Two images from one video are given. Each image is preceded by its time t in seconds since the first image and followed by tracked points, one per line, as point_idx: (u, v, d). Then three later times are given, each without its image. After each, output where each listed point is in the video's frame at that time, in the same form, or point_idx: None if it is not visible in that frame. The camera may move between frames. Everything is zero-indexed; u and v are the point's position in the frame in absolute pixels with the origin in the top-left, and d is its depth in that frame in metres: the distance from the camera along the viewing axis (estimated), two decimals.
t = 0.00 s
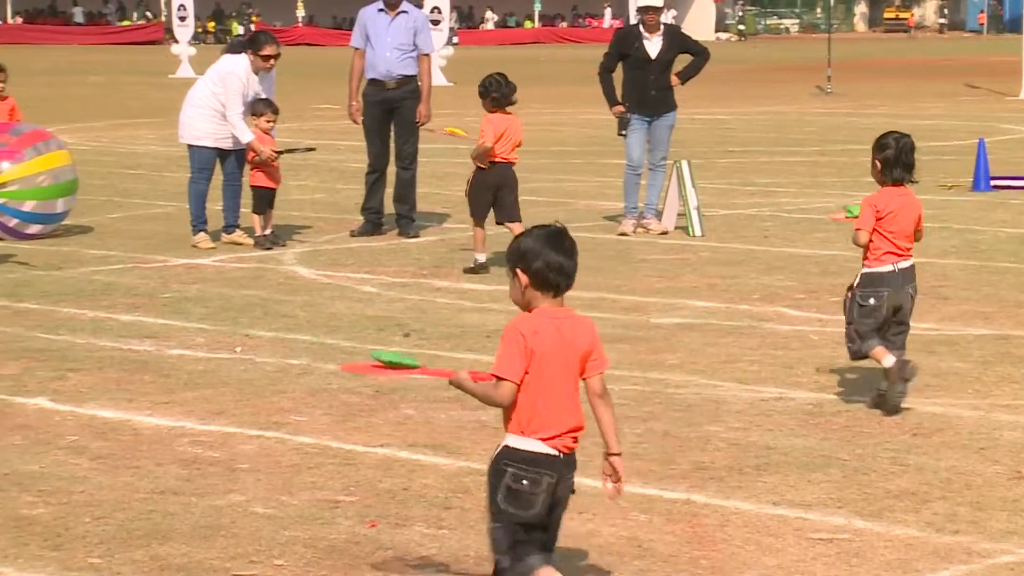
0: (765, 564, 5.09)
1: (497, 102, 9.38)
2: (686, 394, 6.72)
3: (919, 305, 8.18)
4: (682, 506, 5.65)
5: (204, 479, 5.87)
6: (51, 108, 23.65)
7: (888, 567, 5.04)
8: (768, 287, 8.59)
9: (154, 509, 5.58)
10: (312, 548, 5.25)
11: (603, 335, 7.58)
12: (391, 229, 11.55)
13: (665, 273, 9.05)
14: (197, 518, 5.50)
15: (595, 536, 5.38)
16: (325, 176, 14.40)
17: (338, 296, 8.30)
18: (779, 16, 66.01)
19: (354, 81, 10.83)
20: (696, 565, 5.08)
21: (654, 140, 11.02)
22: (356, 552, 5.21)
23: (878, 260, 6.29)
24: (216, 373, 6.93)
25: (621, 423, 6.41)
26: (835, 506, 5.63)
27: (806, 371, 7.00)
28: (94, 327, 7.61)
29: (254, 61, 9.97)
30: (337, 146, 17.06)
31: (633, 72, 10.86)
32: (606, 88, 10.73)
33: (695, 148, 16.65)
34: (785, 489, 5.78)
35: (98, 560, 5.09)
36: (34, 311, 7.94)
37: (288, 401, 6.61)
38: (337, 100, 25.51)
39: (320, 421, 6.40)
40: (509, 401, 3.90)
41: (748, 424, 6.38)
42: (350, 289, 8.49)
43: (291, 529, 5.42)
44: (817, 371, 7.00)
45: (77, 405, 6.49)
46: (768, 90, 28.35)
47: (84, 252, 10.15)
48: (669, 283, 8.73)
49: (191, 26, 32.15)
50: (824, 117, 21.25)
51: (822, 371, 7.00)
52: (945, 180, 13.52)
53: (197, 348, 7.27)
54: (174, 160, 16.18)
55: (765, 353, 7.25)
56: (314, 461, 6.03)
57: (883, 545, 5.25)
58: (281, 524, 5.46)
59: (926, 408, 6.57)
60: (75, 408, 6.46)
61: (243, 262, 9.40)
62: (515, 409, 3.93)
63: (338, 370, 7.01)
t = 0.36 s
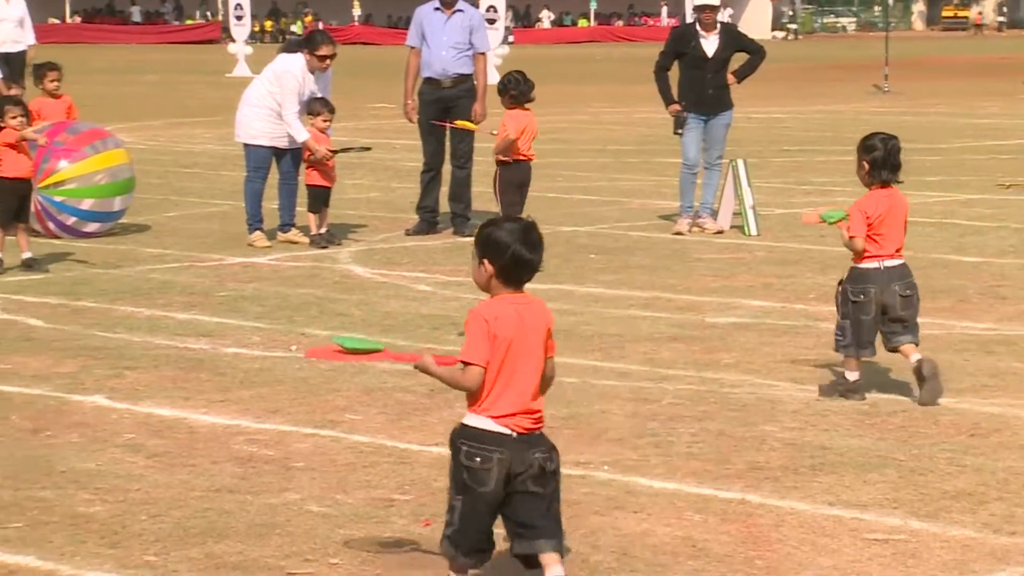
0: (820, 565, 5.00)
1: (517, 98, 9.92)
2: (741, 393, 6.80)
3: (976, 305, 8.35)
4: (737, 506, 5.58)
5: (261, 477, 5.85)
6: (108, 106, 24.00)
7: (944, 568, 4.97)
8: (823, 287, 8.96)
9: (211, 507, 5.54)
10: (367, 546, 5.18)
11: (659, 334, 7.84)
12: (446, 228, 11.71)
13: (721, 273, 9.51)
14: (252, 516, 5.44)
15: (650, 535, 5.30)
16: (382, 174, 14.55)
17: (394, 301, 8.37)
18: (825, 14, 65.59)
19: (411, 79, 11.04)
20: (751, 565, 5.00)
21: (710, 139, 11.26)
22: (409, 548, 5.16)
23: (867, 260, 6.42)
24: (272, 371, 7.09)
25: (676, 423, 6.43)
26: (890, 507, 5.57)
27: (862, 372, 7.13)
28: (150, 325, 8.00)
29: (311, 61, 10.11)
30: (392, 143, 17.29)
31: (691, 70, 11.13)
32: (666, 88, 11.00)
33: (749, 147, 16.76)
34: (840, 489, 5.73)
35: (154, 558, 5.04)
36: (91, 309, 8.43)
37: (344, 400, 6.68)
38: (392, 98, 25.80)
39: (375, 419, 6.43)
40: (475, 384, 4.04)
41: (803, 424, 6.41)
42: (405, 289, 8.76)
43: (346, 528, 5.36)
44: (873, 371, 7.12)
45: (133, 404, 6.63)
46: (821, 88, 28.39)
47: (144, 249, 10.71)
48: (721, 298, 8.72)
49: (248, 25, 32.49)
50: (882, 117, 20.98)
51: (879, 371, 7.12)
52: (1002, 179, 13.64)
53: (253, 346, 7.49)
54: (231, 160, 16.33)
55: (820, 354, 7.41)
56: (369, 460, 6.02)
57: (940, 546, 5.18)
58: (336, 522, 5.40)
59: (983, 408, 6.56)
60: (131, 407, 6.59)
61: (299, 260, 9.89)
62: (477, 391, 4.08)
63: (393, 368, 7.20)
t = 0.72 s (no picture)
0: (851, 565, 4.93)
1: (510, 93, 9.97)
2: (772, 394, 6.86)
3: (1007, 305, 8.48)
4: (767, 506, 5.50)
5: (291, 476, 5.80)
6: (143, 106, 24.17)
7: (976, 569, 4.90)
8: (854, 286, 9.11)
9: (242, 505, 5.42)
10: (397, 544, 5.05)
11: (690, 335, 7.97)
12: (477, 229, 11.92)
13: (752, 272, 9.66)
14: (284, 516, 5.32)
15: (680, 536, 5.20)
16: (413, 174, 14.66)
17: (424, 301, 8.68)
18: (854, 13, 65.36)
19: (443, 79, 11.38)
20: (782, 565, 4.91)
21: (741, 140, 11.37)
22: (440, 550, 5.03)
23: (841, 254, 6.60)
24: (303, 371, 7.22)
25: (706, 423, 6.45)
26: (922, 507, 5.51)
27: (893, 370, 7.20)
28: (183, 325, 8.21)
29: (343, 62, 10.19)
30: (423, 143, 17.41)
31: (723, 71, 11.21)
32: (700, 89, 11.08)
33: (778, 147, 16.83)
34: (871, 489, 5.68)
35: (186, 556, 4.89)
36: (124, 308, 8.71)
37: (376, 399, 6.74)
38: (424, 98, 25.97)
39: (405, 419, 6.46)
40: (427, 359, 4.24)
41: (834, 424, 6.43)
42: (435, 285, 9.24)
43: (378, 526, 5.24)
44: (904, 370, 7.19)
45: (165, 404, 6.67)
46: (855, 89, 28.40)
47: (176, 249, 10.82)
48: (752, 300, 8.81)
49: (281, 26, 32.70)
50: (915, 117, 21.01)
51: (910, 371, 7.18)
52: None
53: (283, 345, 7.72)
54: (263, 160, 16.45)
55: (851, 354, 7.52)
56: (401, 460, 5.98)
57: (972, 546, 5.11)
58: (368, 521, 5.29)
59: (1016, 409, 6.57)
60: (164, 406, 6.65)
61: (330, 260, 10.23)
62: (434, 365, 4.29)
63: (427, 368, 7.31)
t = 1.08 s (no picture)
0: (886, 566, 4.90)
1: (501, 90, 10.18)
2: (807, 395, 6.84)
3: None
4: (802, 506, 5.48)
5: (324, 474, 5.81)
6: (178, 105, 24.29)
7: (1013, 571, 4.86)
8: (889, 286, 9.07)
9: (275, 505, 5.42)
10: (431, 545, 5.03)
11: (724, 335, 7.95)
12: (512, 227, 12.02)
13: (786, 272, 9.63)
14: (317, 515, 5.33)
15: (714, 536, 5.18)
16: (445, 173, 14.69)
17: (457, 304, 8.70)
18: (887, 11, 65.00)
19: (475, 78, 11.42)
20: (816, 566, 4.89)
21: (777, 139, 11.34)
22: (474, 551, 5.00)
23: (817, 246, 6.81)
24: (336, 371, 7.24)
25: (740, 423, 6.44)
26: (957, 508, 5.48)
27: (928, 371, 7.16)
28: (217, 325, 8.25)
29: (378, 63, 10.04)
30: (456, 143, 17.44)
31: (757, 69, 11.20)
32: (734, 88, 11.08)
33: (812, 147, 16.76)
34: (906, 490, 5.65)
35: (219, 555, 4.89)
36: (158, 307, 8.76)
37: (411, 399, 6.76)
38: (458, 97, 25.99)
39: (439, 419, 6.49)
40: (402, 338, 4.44)
41: (868, 425, 6.40)
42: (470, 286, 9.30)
43: (411, 526, 5.23)
44: (940, 371, 7.15)
45: (199, 403, 6.70)
46: (891, 88, 28.24)
47: (210, 248, 10.85)
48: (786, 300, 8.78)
49: (314, 24, 32.80)
50: (952, 116, 20.88)
51: (946, 371, 7.15)
52: None
53: (317, 345, 7.76)
54: (296, 159, 16.52)
55: (886, 354, 7.49)
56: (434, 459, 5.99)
57: (1009, 548, 5.08)
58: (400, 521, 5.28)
59: None
60: (197, 405, 6.67)
61: (362, 260, 10.24)
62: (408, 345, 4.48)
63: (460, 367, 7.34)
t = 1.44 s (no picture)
0: (927, 570, 4.89)
1: (519, 93, 10.37)
2: (848, 398, 6.83)
3: None
4: (842, 510, 5.47)
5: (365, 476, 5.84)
6: (220, 108, 24.46)
7: None
8: (930, 290, 9.04)
9: (317, 506, 5.46)
10: (472, 546, 5.06)
11: (763, 338, 7.95)
12: (552, 230, 12.08)
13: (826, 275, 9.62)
14: (358, 516, 5.36)
15: (755, 539, 5.19)
16: (485, 177, 14.74)
17: (496, 309, 8.75)
18: (930, 14, 64.61)
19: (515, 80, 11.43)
20: (857, 569, 4.89)
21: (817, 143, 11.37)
22: (516, 551, 5.03)
23: (787, 243, 6.92)
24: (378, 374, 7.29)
25: (781, 427, 6.44)
26: (999, 512, 5.46)
27: (969, 374, 7.14)
28: (259, 327, 8.32)
29: (419, 68, 10.07)
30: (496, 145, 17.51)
31: (798, 73, 11.17)
32: (775, 90, 11.03)
33: (852, 149, 16.71)
34: (947, 494, 5.64)
35: (262, 556, 4.93)
36: (201, 309, 8.84)
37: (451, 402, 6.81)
38: (497, 100, 26.06)
39: (479, 422, 6.53)
40: (390, 333, 4.55)
41: (909, 428, 6.39)
42: (510, 289, 9.35)
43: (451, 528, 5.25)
44: (981, 374, 7.13)
45: (241, 404, 6.77)
46: (934, 91, 28.07)
47: (252, 251, 10.94)
48: (826, 303, 8.78)
49: (356, 28, 32.97)
50: (996, 119, 20.76)
51: (987, 375, 7.13)
52: None
53: (358, 348, 7.83)
54: (338, 162, 16.63)
55: (926, 357, 7.48)
56: (475, 461, 6.01)
57: None
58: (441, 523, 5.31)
59: None
60: (238, 407, 6.74)
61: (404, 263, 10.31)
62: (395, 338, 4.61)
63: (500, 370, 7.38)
